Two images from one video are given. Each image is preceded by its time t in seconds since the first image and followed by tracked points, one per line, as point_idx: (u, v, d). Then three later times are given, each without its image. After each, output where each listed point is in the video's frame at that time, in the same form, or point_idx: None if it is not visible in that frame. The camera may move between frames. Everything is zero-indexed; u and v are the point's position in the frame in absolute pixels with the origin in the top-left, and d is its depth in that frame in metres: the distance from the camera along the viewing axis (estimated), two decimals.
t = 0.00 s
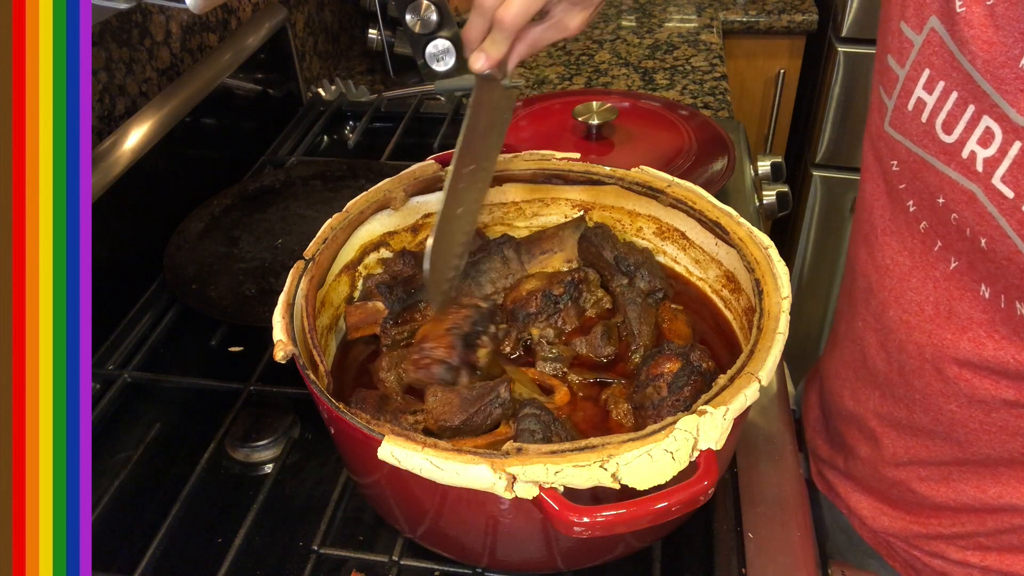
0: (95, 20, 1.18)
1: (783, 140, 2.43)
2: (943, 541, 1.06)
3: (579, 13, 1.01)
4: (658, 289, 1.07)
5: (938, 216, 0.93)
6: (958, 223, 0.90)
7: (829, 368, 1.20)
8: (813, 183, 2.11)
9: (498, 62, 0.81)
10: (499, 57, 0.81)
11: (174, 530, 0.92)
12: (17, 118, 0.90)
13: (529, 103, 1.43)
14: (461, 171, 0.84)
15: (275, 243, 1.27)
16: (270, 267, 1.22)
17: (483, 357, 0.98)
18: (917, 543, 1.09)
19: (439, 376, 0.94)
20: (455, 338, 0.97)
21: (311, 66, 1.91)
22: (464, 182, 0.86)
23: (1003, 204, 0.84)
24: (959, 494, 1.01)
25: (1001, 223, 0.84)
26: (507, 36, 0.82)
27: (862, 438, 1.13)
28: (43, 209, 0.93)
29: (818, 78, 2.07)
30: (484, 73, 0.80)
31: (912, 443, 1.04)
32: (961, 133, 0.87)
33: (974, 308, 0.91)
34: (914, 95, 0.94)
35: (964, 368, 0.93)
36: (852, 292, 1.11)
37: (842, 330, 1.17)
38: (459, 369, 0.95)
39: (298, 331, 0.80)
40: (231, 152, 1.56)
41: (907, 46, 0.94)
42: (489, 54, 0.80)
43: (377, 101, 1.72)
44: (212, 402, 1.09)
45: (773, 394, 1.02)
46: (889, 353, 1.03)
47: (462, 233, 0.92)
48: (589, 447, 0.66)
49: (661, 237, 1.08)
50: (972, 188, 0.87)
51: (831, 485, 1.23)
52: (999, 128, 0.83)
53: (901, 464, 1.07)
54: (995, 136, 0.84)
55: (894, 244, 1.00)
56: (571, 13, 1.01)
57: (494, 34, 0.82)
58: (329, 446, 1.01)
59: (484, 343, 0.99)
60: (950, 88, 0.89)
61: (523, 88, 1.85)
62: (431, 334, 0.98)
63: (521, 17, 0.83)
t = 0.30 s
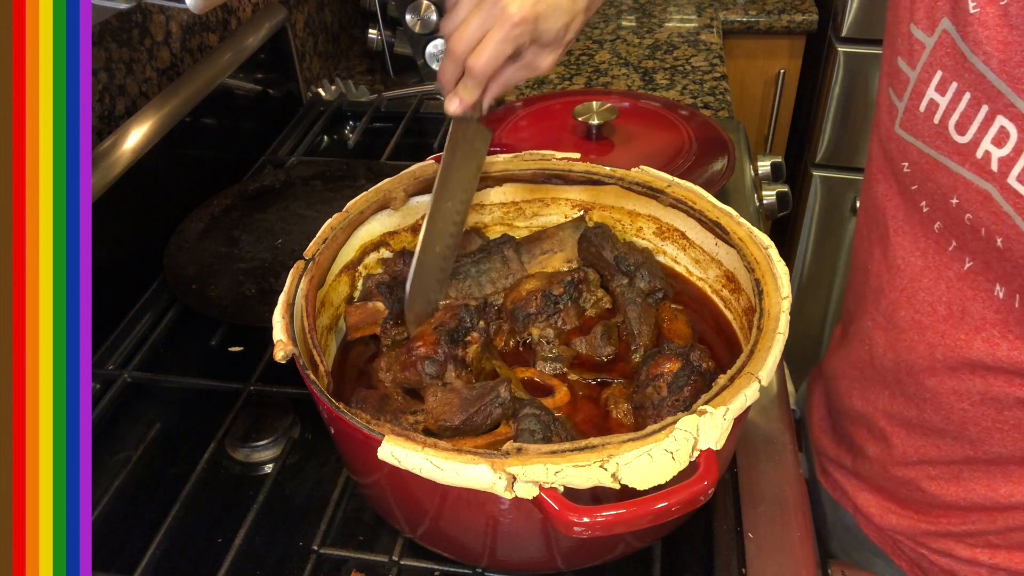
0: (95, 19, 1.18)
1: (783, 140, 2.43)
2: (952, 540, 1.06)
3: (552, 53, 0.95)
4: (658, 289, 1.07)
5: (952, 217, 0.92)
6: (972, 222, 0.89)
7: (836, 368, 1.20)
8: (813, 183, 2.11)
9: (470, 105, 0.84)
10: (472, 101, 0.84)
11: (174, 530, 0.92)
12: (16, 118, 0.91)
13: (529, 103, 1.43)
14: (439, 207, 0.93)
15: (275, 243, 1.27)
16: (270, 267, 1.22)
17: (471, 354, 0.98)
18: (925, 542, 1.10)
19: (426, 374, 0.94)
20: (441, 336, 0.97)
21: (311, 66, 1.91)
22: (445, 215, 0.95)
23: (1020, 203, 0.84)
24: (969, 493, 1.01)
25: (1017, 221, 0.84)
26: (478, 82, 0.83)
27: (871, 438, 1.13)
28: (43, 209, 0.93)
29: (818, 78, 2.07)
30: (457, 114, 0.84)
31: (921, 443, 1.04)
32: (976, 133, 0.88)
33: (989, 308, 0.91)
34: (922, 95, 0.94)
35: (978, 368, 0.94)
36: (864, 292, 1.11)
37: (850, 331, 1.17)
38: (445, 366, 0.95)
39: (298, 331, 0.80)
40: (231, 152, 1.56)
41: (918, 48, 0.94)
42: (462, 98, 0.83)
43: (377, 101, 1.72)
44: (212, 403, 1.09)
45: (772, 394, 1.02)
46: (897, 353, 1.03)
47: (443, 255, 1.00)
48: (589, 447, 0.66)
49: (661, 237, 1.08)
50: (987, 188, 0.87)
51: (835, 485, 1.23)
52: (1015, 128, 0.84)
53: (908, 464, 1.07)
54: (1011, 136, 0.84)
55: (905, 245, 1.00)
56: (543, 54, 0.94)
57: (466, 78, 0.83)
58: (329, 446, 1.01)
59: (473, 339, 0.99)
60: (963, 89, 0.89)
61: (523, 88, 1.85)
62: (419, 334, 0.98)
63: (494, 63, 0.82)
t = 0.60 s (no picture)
0: (95, 20, 1.18)
1: (783, 139, 2.44)
2: (958, 538, 1.06)
3: (548, 53, 0.95)
4: (658, 289, 1.07)
5: (957, 217, 0.92)
6: (980, 224, 0.89)
7: (838, 368, 1.20)
8: (813, 183, 2.11)
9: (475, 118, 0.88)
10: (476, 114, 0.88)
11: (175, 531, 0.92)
12: (16, 118, 0.90)
13: (529, 103, 1.43)
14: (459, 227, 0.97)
15: (275, 243, 1.27)
16: (270, 267, 1.22)
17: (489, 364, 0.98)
18: (931, 541, 1.09)
19: (445, 382, 0.93)
20: (467, 347, 0.95)
21: (311, 66, 1.91)
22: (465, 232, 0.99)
23: None
24: (977, 492, 1.01)
25: None
26: (478, 94, 0.86)
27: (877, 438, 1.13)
28: (43, 208, 0.93)
29: (818, 78, 2.07)
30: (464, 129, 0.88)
31: (928, 442, 1.04)
32: (981, 135, 0.88)
33: (998, 308, 0.91)
34: (927, 98, 0.94)
35: (987, 368, 0.94)
36: (865, 291, 1.11)
37: (851, 331, 1.17)
38: (465, 377, 0.94)
39: (298, 331, 0.80)
40: (231, 151, 1.56)
41: (920, 50, 0.95)
42: (467, 113, 0.87)
43: (377, 101, 1.72)
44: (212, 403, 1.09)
45: (772, 394, 1.02)
46: (903, 354, 1.03)
47: (468, 266, 1.04)
48: (589, 447, 0.66)
49: (661, 237, 1.08)
50: (994, 189, 0.87)
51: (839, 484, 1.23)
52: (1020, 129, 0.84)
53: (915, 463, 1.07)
54: (1017, 138, 0.84)
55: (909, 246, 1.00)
56: (539, 56, 0.95)
57: (467, 92, 0.86)
58: (330, 446, 1.02)
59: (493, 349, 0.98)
60: (969, 91, 0.89)
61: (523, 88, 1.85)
62: (441, 339, 0.96)
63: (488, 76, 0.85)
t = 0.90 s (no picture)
0: (95, 19, 1.18)
1: (783, 139, 2.44)
2: (955, 535, 1.06)
3: (574, 26, 1.02)
4: (658, 290, 1.07)
5: (952, 212, 0.92)
6: (973, 219, 0.89)
7: (836, 367, 1.20)
8: (813, 183, 2.11)
9: (498, 85, 0.86)
10: (499, 82, 0.86)
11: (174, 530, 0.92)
12: (17, 119, 0.92)
13: (529, 103, 1.43)
14: (474, 196, 0.90)
15: (275, 243, 1.27)
16: (270, 267, 1.22)
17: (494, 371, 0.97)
18: (927, 538, 1.10)
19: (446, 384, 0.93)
20: (475, 350, 0.95)
21: (311, 66, 1.91)
22: (479, 206, 0.92)
23: (1020, 200, 0.83)
24: (972, 488, 1.01)
25: (1017, 218, 0.84)
26: (504, 59, 0.87)
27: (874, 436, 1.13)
28: (43, 208, 0.94)
29: (818, 78, 2.07)
30: (487, 97, 0.85)
31: (924, 440, 1.05)
32: (974, 130, 0.88)
33: (992, 302, 0.91)
34: (924, 96, 0.94)
35: (981, 361, 0.93)
36: (862, 290, 1.11)
37: (849, 329, 1.17)
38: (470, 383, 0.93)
39: (298, 331, 0.80)
40: (231, 151, 1.56)
41: (918, 46, 0.94)
42: (490, 80, 0.85)
43: (377, 101, 1.72)
44: (212, 403, 1.09)
45: (771, 393, 1.02)
46: (899, 350, 1.03)
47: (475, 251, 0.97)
48: (589, 447, 0.66)
49: (661, 237, 1.08)
50: (987, 185, 0.86)
51: (837, 483, 1.23)
52: (1013, 124, 0.83)
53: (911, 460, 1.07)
54: (1010, 133, 0.84)
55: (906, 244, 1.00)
56: (565, 30, 1.02)
57: (492, 60, 0.87)
58: (330, 445, 1.02)
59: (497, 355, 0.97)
60: (965, 87, 0.89)
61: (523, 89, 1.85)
62: (448, 340, 0.96)
63: (516, 40, 0.87)
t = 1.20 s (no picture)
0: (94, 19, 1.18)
1: (783, 139, 2.43)
2: (951, 533, 1.06)
3: (592, 24, 1.02)
4: (658, 289, 1.07)
5: (945, 208, 0.93)
6: (966, 214, 0.89)
7: (834, 367, 1.20)
8: (813, 183, 2.11)
9: (518, 81, 0.87)
10: (519, 78, 0.87)
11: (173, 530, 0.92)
12: (16, 118, 0.93)
13: (530, 103, 1.43)
14: (491, 192, 0.92)
15: (275, 243, 1.27)
16: (270, 267, 1.22)
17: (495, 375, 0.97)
18: (923, 536, 1.10)
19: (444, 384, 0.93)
20: (480, 350, 0.95)
21: (311, 66, 1.91)
22: (496, 202, 0.94)
23: (1011, 195, 0.83)
24: (965, 486, 1.01)
25: (1010, 214, 0.83)
26: (525, 56, 0.87)
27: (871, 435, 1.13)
28: (43, 208, 0.95)
29: (818, 78, 2.07)
30: (507, 93, 0.87)
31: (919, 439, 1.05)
32: (967, 125, 0.87)
33: (984, 299, 0.91)
34: (920, 93, 0.94)
35: (973, 358, 0.93)
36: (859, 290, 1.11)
37: (846, 329, 1.17)
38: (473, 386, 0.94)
39: (298, 331, 0.80)
40: (231, 151, 1.56)
41: (914, 43, 0.95)
42: (511, 76, 0.86)
43: (377, 101, 1.72)
44: (213, 403, 1.09)
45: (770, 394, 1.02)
46: (894, 348, 1.03)
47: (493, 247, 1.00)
48: (588, 447, 0.65)
49: (661, 237, 1.08)
50: (980, 181, 0.86)
51: (836, 482, 1.23)
52: (1006, 120, 0.83)
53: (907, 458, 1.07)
54: (1003, 129, 0.83)
55: (903, 242, 0.99)
56: (584, 27, 1.02)
57: (514, 55, 0.87)
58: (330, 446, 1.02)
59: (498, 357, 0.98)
60: (958, 83, 0.88)
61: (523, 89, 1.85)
62: (455, 339, 0.96)
63: (537, 36, 0.87)
